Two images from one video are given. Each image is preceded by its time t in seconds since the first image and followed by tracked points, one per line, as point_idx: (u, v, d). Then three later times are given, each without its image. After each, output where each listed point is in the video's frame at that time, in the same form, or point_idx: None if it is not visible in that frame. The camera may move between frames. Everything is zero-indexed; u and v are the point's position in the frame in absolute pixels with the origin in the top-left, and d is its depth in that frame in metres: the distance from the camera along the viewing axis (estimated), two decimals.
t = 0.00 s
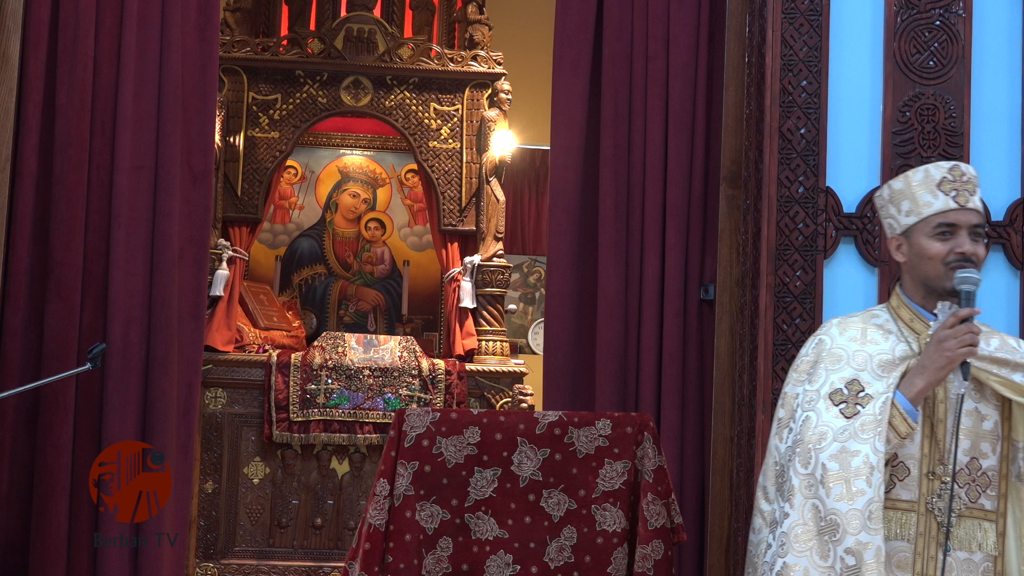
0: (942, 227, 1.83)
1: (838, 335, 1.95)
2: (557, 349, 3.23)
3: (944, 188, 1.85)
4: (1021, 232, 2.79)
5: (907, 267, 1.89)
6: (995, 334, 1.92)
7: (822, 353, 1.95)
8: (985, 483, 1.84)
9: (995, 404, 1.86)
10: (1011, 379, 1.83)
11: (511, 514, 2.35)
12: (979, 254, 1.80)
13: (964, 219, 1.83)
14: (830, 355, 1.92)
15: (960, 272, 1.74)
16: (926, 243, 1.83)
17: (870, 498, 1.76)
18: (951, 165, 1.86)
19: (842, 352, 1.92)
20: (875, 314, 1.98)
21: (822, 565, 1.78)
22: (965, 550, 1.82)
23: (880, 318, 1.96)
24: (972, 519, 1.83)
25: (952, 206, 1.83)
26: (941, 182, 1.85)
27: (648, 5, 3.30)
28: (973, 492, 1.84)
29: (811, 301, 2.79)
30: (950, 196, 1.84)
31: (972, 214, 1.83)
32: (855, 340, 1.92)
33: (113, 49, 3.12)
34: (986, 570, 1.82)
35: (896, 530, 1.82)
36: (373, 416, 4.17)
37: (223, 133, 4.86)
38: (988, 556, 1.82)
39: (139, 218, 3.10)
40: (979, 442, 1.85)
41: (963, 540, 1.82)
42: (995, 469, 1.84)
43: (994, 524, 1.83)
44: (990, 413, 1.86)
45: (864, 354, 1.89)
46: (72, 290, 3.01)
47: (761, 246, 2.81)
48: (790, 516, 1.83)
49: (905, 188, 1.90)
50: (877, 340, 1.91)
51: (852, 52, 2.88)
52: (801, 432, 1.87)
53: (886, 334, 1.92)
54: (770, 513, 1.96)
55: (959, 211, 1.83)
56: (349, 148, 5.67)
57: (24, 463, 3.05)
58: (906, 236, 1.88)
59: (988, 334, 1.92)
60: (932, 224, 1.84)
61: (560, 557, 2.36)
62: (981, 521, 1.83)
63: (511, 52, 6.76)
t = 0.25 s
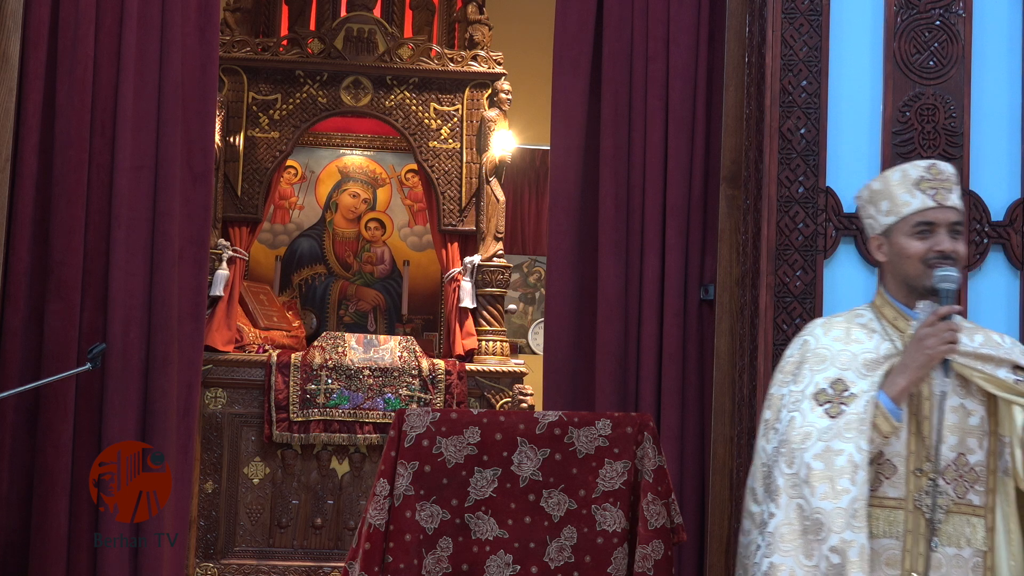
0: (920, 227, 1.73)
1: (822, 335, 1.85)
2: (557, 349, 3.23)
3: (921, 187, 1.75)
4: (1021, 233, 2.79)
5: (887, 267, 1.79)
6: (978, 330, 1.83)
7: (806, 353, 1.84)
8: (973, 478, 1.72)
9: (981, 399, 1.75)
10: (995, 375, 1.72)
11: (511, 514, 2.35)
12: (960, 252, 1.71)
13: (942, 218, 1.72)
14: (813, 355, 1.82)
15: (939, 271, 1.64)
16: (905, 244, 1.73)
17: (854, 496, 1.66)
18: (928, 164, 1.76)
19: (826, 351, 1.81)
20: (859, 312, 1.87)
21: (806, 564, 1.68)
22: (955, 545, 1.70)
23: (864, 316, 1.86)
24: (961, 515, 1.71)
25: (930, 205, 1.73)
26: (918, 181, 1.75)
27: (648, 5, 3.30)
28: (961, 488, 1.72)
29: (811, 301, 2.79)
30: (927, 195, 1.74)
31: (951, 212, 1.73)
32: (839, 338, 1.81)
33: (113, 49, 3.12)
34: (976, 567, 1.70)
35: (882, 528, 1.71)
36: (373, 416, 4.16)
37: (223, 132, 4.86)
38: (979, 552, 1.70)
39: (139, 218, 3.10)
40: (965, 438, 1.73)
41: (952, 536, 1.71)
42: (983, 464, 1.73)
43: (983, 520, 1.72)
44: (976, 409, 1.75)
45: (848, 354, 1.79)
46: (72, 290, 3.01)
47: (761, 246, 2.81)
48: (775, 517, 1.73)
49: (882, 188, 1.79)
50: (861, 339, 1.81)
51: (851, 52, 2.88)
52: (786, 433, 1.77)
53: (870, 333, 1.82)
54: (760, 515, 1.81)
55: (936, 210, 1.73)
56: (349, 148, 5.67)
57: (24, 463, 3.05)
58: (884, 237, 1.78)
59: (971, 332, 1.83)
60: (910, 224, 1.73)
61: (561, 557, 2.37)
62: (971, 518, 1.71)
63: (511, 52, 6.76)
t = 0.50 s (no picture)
0: (889, 222, 1.60)
1: (801, 334, 1.72)
2: (556, 349, 3.23)
3: (890, 183, 1.62)
4: (1021, 233, 2.80)
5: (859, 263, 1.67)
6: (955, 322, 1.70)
7: (785, 353, 1.71)
8: (957, 470, 1.60)
9: (962, 390, 1.63)
10: (975, 367, 1.60)
11: (511, 514, 2.35)
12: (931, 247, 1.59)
13: (911, 212, 1.60)
14: (792, 354, 1.69)
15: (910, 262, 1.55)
16: (874, 240, 1.60)
17: (837, 490, 1.54)
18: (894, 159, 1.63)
19: (804, 349, 1.69)
20: (836, 311, 1.74)
21: (788, 560, 1.56)
22: (941, 537, 1.58)
23: (841, 314, 1.73)
24: (945, 507, 1.59)
25: (898, 199, 1.60)
26: (886, 176, 1.62)
27: (648, 5, 3.29)
28: (946, 480, 1.59)
29: (811, 301, 2.79)
30: (895, 190, 1.61)
31: (919, 206, 1.61)
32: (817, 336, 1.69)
33: (113, 48, 3.12)
34: (963, 559, 1.58)
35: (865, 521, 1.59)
36: (373, 416, 4.16)
37: (223, 132, 4.85)
38: (965, 543, 1.58)
39: (139, 218, 3.11)
40: (948, 430, 1.61)
41: (938, 527, 1.58)
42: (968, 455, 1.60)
43: (968, 511, 1.59)
44: (958, 400, 1.63)
45: (828, 351, 1.66)
46: (72, 290, 3.01)
47: (761, 246, 2.81)
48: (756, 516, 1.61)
49: (848, 186, 1.67)
50: (840, 336, 1.68)
51: (851, 52, 2.88)
52: (766, 432, 1.64)
53: (849, 329, 1.69)
54: (744, 514, 1.69)
55: (903, 204, 1.60)
56: (349, 148, 5.67)
57: (24, 463, 3.05)
58: (853, 234, 1.65)
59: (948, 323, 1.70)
60: (879, 219, 1.61)
61: (561, 558, 2.37)
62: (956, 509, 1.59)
63: (510, 52, 6.76)
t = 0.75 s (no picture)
0: (828, 219, 1.48)
1: (764, 333, 1.59)
2: (556, 348, 3.23)
3: (828, 178, 1.49)
4: (1021, 233, 2.80)
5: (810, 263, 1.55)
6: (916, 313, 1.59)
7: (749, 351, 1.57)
8: (928, 452, 1.45)
9: (931, 371, 1.50)
10: (938, 354, 1.50)
11: (511, 514, 2.35)
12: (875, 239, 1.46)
13: (851, 205, 1.47)
14: (754, 350, 1.55)
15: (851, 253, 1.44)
16: (817, 239, 1.49)
17: (799, 473, 1.40)
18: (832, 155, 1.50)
19: (767, 345, 1.55)
20: (800, 309, 1.61)
21: (755, 549, 1.39)
22: (919, 519, 1.42)
23: (804, 312, 1.60)
24: (919, 489, 1.44)
25: (836, 194, 1.48)
26: (824, 172, 1.50)
27: (648, 5, 3.30)
28: (921, 462, 1.44)
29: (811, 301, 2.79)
30: (833, 184, 1.48)
31: (861, 197, 1.47)
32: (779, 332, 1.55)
33: (113, 48, 3.12)
34: (945, 543, 1.42)
35: (837, 507, 1.44)
36: (373, 416, 4.16)
37: (223, 132, 4.85)
38: (944, 525, 1.43)
39: (139, 218, 3.10)
40: (918, 413, 1.47)
41: (914, 510, 1.42)
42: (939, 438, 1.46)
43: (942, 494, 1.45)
44: (925, 383, 1.49)
45: (791, 345, 1.52)
46: (72, 290, 3.01)
47: (761, 246, 2.81)
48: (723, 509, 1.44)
49: (791, 188, 1.55)
50: (803, 331, 1.54)
51: (852, 52, 2.88)
52: (727, 426, 1.50)
53: (813, 323, 1.56)
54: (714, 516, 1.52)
55: (840, 197, 1.47)
56: (349, 148, 5.67)
57: (24, 463, 3.05)
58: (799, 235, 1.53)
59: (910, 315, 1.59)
60: (817, 218, 1.49)
61: (561, 558, 2.36)
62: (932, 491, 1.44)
63: (510, 52, 6.76)
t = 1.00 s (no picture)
0: (783, 218, 1.49)
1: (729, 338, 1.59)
2: (556, 348, 3.23)
3: (785, 179, 1.50)
4: (1021, 233, 2.80)
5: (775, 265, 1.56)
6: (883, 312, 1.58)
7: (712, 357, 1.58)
8: (893, 447, 1.44)
9: (896, 366, 1.49)
10: (900, 349, 1.50)
11: (511, 514, 2.35)
12: (828, 237, 1.46)
13: (805, 205, 1.48)
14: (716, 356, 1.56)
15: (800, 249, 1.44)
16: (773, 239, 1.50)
17: (754, 470, 1.39)
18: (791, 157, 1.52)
19: (730, 350, 1.55)
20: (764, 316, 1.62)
21: (717, 551, 1.38)
22: (885, 515, 1.41)
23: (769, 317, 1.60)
24: (886, 484, 1.43)
25: (789, 195, 1.49)
26: (780, 174, 1.51)
27: (648, 5, 3.30)
28: (884, 456, 1.44)
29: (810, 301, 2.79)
30: (788, 185, 1.49)
31: (816, 197, 1.48)
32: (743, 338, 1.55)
33: (113, 48, 3.12)
34: (912, 541, 1.41)
35: (802, 505, 1.42)
36: (373, 416, 4.16)
37: (223, 132, 4.85)
38: (912, 521, 1.42)
39: (139, 218, 3.11)
40: (882, 408, 1.46)
41: (879, 505, 1.42)
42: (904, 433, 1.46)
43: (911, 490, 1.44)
44: (889, 378, 1.48)
45: (753, 349, 1.53)
46: (72, 290, 3.01)
47: (761, 246, 2.82)
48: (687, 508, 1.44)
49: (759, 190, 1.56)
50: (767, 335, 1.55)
51: (851, 52, 2.88)
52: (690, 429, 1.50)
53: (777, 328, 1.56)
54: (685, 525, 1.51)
55: (796, 198, 1.49)
56: (349, 148, 5.67)
57: (24, 464, 3.05)
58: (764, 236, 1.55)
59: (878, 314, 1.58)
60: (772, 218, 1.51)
61: (561, 558, 2.36)
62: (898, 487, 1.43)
63: (510, 52, 6.76)
